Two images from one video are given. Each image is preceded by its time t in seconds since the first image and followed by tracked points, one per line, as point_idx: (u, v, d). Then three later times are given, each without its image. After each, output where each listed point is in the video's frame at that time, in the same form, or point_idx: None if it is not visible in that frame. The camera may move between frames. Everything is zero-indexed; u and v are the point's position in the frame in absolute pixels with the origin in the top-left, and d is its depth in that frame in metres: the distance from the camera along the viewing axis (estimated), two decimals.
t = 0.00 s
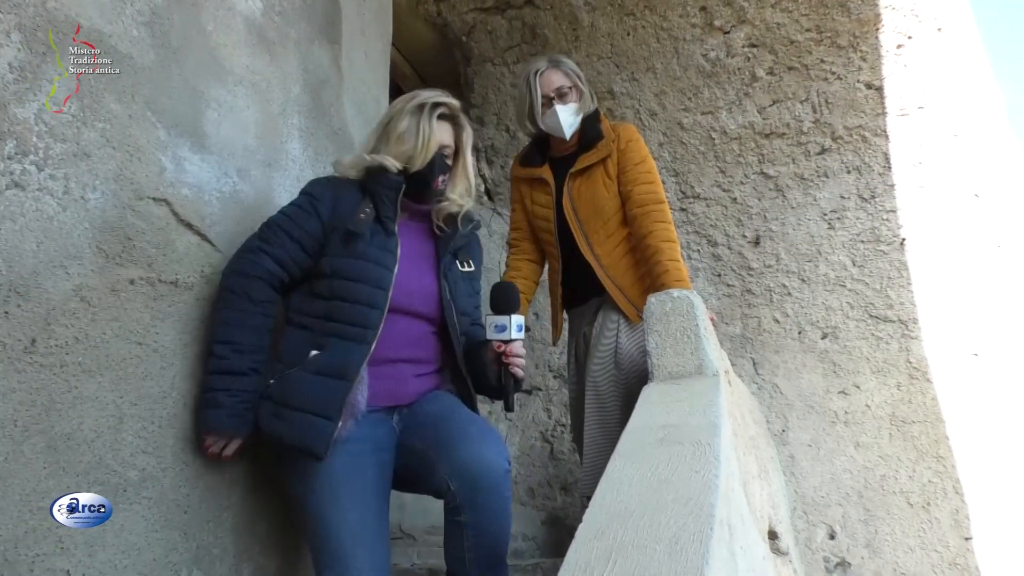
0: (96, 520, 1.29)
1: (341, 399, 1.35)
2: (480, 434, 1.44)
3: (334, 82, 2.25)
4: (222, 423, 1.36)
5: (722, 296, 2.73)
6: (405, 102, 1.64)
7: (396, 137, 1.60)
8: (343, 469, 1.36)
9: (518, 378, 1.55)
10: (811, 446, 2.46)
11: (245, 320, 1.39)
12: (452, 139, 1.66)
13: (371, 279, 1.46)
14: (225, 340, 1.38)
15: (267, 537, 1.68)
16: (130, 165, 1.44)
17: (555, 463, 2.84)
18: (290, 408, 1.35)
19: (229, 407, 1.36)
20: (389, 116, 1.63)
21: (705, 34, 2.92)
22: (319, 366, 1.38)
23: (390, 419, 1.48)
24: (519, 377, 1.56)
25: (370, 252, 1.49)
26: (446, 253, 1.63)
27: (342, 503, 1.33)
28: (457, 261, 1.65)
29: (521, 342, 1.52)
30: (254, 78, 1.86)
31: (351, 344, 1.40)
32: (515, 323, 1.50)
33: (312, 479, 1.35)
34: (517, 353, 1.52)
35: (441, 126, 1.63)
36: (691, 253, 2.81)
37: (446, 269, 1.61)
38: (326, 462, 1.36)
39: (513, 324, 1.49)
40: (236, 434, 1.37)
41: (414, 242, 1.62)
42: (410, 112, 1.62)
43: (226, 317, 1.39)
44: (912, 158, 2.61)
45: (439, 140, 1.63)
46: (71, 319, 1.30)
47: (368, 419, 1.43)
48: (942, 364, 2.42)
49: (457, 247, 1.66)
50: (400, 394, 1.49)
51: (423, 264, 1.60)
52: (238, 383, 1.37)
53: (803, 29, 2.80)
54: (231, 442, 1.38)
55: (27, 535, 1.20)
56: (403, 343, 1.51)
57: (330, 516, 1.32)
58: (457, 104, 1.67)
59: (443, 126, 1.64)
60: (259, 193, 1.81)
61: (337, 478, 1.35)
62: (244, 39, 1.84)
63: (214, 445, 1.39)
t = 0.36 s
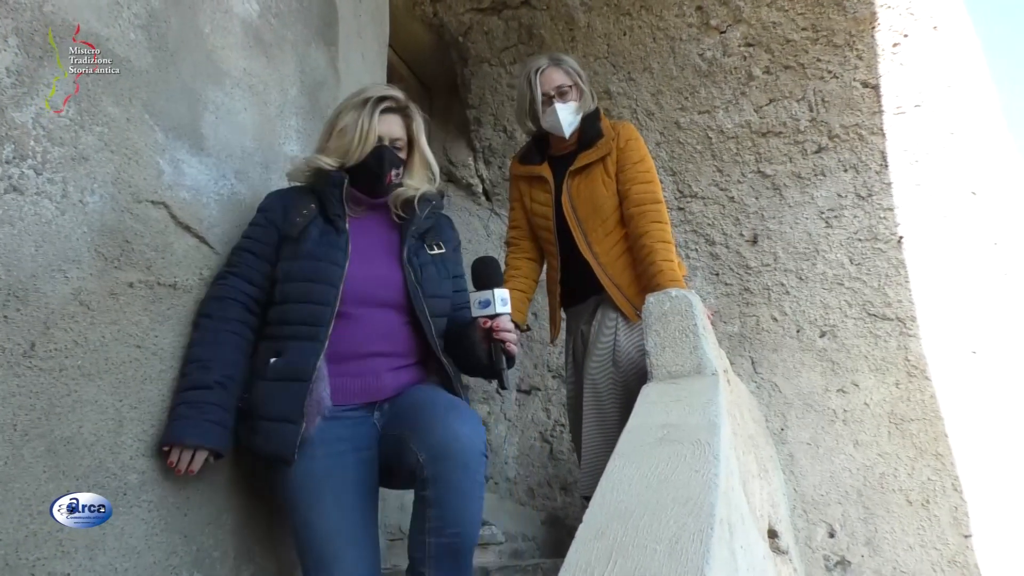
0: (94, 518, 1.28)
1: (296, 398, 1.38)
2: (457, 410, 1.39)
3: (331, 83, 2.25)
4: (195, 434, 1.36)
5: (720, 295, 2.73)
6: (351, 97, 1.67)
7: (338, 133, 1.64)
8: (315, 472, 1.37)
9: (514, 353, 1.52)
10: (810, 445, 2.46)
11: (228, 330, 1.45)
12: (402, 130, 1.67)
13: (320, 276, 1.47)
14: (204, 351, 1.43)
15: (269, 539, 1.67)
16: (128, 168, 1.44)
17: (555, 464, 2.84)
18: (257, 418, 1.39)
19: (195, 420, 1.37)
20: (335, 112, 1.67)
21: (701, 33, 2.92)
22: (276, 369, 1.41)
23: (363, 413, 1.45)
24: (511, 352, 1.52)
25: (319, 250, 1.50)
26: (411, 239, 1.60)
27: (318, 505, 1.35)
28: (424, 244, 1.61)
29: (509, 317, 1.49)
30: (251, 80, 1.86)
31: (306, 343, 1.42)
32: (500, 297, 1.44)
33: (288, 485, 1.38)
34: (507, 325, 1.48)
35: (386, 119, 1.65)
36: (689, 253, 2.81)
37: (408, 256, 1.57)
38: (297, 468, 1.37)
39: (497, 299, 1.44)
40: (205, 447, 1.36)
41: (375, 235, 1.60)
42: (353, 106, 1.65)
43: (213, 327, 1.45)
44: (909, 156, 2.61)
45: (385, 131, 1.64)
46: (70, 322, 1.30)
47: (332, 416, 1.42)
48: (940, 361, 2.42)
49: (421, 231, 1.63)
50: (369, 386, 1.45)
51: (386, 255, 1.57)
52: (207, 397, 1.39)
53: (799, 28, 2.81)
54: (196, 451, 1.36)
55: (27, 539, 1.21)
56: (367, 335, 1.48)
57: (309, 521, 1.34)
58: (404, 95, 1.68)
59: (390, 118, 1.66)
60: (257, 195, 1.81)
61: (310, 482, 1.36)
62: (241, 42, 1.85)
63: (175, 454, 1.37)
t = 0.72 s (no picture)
0: (94, 518, 1.28)
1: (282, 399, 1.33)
2: (432, 485, 1.33)
3: (332, 87, 2.25)
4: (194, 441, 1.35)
5: (721, 296, 2.74)
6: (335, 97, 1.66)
7: (321, 133, 1.62)
8: (304, 474, 1.32)
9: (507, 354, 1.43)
10: (811, 446, 2.46)
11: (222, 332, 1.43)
12: (387, 128, 1.64)
13: (305, 274, 1.42)
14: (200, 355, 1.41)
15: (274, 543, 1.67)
16: (129, 173, 1.44)
17: (557, 466, 2.83)
18: (246, 419, 1.35)
19: (194, 430, 1.36)
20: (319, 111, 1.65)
21: (700, 35, 2.93)
22: (263, 371, 1.37)
23: (351, 413, 1.40)
24: (505, 354, 1.44)
25: (304, 248, 1.46)
26: (399, 232, 1.53)
27: (311, 506, 1.30)
28: (414, 237, 1.54)
29: (501, 319, 1.41)
30: (251, 84, 1.87)
31: (292, 341, 1.38)
32: (492, 297, 1.37)
33: (279, 488, 1.33)
34: (498, 327, 1.41)
35: (369, 118, 1.63)
36: (689, 254, 2.82)
37: (396, 249, 1.51)
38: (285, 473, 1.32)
39: (489, 299, 1.37)
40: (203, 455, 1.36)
41: (365, 231, 1.55)
42: (337, 104, 1.63)
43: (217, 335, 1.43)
44: (908, 157, 2.61)
45: (368, 129, 1.62)
46: (73, 327, 1.31)
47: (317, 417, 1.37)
48: (941, 362, 2.43)
49: (410, 223, 1.55)
50: (355, 386, 1.40)
51: (374, 250, 1.52)
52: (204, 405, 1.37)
53: (797, 29, 2.81)
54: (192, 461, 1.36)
55: (31, 543, 1.21)
56: (352, 332, 1.43)
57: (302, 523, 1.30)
58: (389, 94, 1.67)
59: (374, 116, 1.64)
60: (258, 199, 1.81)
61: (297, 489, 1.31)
62: (241, 46, 1.85)
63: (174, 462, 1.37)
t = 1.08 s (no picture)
0: (94, 518, 1.28)
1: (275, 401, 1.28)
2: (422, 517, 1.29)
3: (333, 91, 2.26)
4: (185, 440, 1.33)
5: (721, 299, 2.74)
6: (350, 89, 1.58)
7: (332, 129, 1.55)
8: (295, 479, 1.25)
9: (515, 364, 1.34)
10: (812, 448, 2.46)
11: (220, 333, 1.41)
12: (401, 124, 1.56)
13: (306, 274, 1.37)
14: (196, 355, 1.39)
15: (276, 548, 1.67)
16: (131, 178, 1.45)
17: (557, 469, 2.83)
18: (240, 421, 1.31)
19: (182, 429, 1.33)
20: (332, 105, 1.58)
21: (699, 38, 2.93)
22: (259, 374, 1.32)
23: (349, 419, 1.32)
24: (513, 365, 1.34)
25: (310, 247, 1.40)
26: (411, 232, 1.46)
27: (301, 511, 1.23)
28: (425, 238, 1.47)
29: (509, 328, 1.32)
30: (252, 89, 1.87)
31: (290, 343, 1.33)
32: (501, 306, 1.31)
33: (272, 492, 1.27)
34: (506, 336, 1.32)
35: (382, 115, 1.55)
36: (689, 257, 2.83)
37: (405, 249, 1.43)
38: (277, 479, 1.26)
39: (496, 307, 1.31)
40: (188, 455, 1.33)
41: (373, 230, 1.48)
42: (350, 99, 1.55)
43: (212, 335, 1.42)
44: (907, 159, 2.62)
45: (381, 127, 1.54)
46: (75, 332, 1.31)
47: (311, 421, 1.30)
48: (941, 363, 2.43)
49: (422, 224, 1.48)
50: (352, 390, 1.33)
51: (384, 249, 1.45)
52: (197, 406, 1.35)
53: (797, 32, 2.81)
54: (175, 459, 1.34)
55: (33, 549, 1.21)
56: (353, 332, 1.36)
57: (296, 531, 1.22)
58: (405, 88, 1.58)
59: (389, 112, 1.56)
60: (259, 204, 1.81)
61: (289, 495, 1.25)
62: (242, 50, 1.85)
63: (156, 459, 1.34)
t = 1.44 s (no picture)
0: (94, 518, 1.28)
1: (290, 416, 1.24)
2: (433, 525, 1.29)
3: (332, 96, 2.26)
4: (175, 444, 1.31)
5: (720, 303, 2.75)
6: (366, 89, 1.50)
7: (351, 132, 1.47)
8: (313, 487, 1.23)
9: (524, 377, 1.34)
10: (812, 452, 2.46)
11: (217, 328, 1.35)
12: (421, 128, 1.49)
13: (329, 283, 1.32)
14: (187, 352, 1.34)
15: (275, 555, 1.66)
16: (131, 184, 1.45)
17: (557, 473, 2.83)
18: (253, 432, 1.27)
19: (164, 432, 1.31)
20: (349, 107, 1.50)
21: (698, 43, 2.94)
22: (273, 384, 1.28)
23: (364, 431, 1.31)
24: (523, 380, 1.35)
25: (332, 254, 1.35)
26: (434, 242, 1.43)
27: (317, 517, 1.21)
28: (448, 248, 1.43)
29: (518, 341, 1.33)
30: (252, 95, 1.87)
31: (308, 355, 1.29)
32: (508, 318, 1.32)
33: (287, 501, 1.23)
34: (515, 350, 1.32)
35: (402, 118, 1.48)
36: (688, 261, 2.83)
37: (428, 260, 1.40)
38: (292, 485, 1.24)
39: (504, 320, 1.32)
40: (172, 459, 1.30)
41: (395, 237, 1.43)
42: (367, 99, 1.48)
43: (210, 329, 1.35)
44: (905, 164, 2.63)
45: (400, 131, 1.47)
46: (74, 338, 1.31)
47: (328, 436, 1.27)
48: (940, 367, 2.43)
49: (446, 234, 1.44)
50: (370, 404, 1.31)
51: (406, 258, 1.41)
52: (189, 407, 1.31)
53: (795, 37, 2.82)
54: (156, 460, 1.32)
55: (34, 555, 1.21)
56: (372, 344, 1.33)
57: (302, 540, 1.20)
58: (425, 88, 1.50)
59: (409, 115, 1.49)
60: (258, 210, 1.81)
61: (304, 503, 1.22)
62: (241, 56, 1.86)
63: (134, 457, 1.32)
